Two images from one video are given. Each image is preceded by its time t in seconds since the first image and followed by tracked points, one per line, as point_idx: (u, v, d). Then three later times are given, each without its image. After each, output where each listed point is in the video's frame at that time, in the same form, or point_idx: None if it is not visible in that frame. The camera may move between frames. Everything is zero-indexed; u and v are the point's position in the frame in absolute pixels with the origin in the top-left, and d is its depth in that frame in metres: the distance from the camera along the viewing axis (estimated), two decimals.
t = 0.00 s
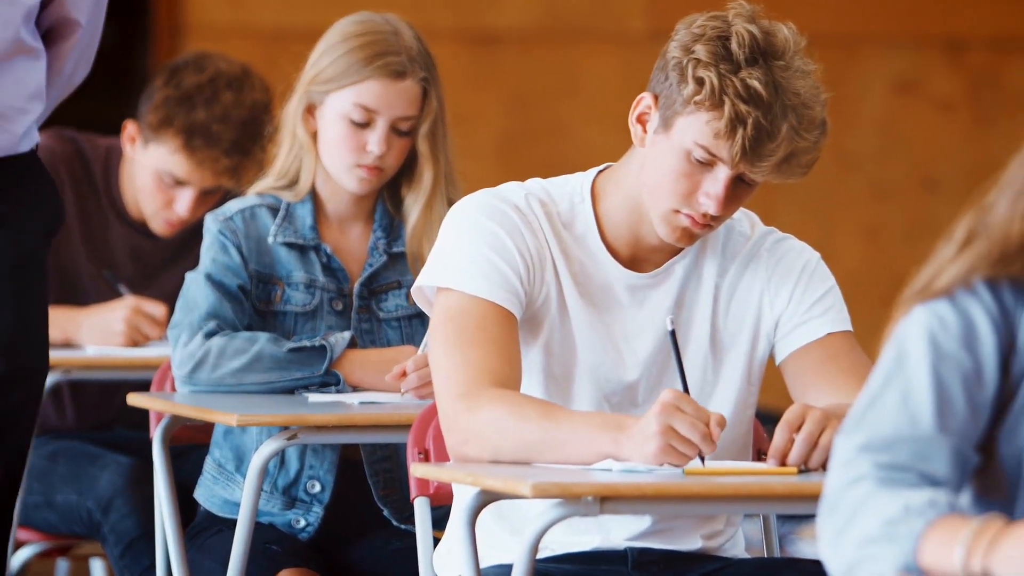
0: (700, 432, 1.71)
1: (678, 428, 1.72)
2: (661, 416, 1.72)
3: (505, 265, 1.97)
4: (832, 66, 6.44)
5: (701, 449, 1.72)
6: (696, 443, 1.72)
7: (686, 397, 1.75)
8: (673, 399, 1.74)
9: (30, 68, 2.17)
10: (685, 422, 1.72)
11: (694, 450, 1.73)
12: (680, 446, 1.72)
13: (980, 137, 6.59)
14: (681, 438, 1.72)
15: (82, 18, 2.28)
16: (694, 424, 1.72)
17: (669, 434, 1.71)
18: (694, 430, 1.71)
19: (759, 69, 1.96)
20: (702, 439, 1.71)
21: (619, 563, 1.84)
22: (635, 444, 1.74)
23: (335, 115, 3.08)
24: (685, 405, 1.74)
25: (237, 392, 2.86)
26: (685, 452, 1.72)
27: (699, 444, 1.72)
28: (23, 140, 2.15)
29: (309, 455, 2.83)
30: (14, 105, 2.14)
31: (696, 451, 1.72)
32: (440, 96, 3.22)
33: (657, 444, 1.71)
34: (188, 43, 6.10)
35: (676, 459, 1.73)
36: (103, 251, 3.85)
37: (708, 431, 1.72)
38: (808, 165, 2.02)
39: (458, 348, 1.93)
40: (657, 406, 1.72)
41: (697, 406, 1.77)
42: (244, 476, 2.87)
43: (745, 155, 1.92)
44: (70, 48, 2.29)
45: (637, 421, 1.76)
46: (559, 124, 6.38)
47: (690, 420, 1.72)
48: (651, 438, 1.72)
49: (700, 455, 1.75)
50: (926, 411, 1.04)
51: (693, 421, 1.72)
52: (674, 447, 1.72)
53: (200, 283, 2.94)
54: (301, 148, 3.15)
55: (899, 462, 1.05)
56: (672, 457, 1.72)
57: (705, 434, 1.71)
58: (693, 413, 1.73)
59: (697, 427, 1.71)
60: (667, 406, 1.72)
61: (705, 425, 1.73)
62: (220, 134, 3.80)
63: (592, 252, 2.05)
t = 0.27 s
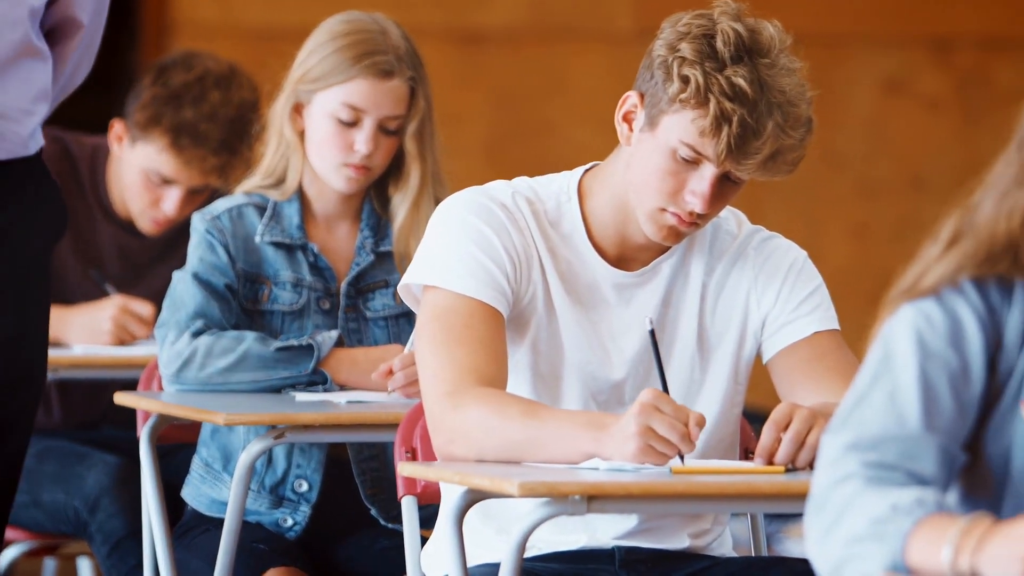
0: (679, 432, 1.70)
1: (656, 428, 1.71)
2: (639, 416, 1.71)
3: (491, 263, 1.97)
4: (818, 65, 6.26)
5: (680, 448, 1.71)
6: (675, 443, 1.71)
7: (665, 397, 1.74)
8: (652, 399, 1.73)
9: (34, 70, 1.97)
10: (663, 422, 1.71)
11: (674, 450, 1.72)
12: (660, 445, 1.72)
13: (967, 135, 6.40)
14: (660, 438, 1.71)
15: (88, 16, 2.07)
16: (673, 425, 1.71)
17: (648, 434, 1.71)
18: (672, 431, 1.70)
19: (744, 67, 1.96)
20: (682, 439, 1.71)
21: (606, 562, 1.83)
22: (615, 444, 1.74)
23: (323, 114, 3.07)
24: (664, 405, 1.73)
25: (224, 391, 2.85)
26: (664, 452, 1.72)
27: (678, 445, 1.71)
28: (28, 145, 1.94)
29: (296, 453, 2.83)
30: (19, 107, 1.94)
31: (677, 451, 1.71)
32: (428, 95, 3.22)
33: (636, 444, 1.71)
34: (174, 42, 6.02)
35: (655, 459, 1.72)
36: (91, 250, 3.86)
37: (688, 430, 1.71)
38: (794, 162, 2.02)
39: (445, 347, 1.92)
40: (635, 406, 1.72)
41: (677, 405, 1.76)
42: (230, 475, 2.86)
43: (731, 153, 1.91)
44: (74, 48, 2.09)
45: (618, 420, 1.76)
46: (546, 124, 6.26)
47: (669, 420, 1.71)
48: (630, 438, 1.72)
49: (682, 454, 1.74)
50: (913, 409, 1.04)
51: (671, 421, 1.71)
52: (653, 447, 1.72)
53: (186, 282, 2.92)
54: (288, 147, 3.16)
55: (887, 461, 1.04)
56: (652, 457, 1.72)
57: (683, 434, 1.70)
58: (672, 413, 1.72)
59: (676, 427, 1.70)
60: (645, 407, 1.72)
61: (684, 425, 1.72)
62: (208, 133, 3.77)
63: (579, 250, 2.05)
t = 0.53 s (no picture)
0: (659, 433, 1.70)
1: (636, 428, 1.70)
2: (619, 417, 1.71)
3: (480, 262, 1.96)
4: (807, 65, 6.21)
5: (660, 449, 1.71)
6: (655, 443, 1.71)
7: (645, 397, 1.72)
8: (632, 399, 1.72)
9: (39, 73, 1.93)
10: (643, 423, 1.70)
11: (653, 449, 1.72)
12: (640, 446, 1.71)
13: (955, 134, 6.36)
14: (641, 438, 1.71)
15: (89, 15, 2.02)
16: (652, 425, 1.70)
17: (628, 434, 1.71)
18: (651, 431, 1.70)
19: (731, 66, 1.96)
20: (661, 439, 1.70)
21: (595, 561, 1.83)
22: (597, 444, 1.74)
23: (311, 113, 3.07)
24: (644, 405, 1.72)
25: (212, 391, 2.84)
26: (643, 452, 1.71)
27: (657, 444, 1.70)
28: (31, 148, 1.91)
29: (285, 453, 2.83)
30: (23, 110, 1.90)
31: (656, 450, 1.71)
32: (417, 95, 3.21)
33: (616, 445, 1.71)
34: (162, 41, 6.00)
35: (635, 459, 1.72)
36: (79, 250, 3.84)
37: (667, 430, 1.71)
38: (782, 161, 2.02)
39: (434, 345, 1.92)
40: (615, 407, 1.71)
41: (657, 405, 1.75)
42: (219, 475, 2.85)
43: (718, 152, 1.92)
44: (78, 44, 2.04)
45: (600, 420, 1.76)
46: (536, 124, 6.16)
47: (649, 421, 1.70)
48: (610, 439, 1.72)
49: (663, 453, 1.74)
50: (901, 408, 1.04)
51: (651, 422, 1.70)
52: (632, 447, 1.71)
53: (175, 281, 2.92)
54: (276, 146, 3.15)
55: (875, 460, 1.05)
56: (633, 457, 1.72)
57: (662, 435, 1.70)
58: (652, 413, 1.71)
59: (655, 428, 1.70)
60: (625, 407, 1.71)
61: (663, 426, 1.71)
62: (194, 133, 3.77)
63: (568, 249, 2.04)
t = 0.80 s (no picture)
0: (648, 431, 1.70)
1: (626, 428, 1.70)
2: (608, 416, 1.71)
3: (470, 261, 1.96)
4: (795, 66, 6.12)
5: (649, 448, 1.70)
6: (644, 442, 1.71)
7: (634, 397, 1.73)
8: (621, 399, 1.72)
9: (43, 78, 1.93)
10: (632, 422, 1.70)
11: (643, 449, 1.71)
12: (629, 445, 1.71)
13: (946, 135, 6.26)
14: (630, 438, 1.71)
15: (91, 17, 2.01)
16: (641, 424, 1.70)
17: (617, 433, 1.71)
18: (640, 431, 1.70)
19: (721, 63, 1.97)
20: (650, 438, 1.70)
21: (584, 560, 1.83)
22: (586, 444, 1.74)
23: (300, 113, 3.07)
24: (633, 405, 1.72)
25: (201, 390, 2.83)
26: (633, 451, 1.71)
27: (647, 444, 1.70)
28: (35, 152, 1.90)
29: (274, 452, 2.83)
30: (26, 114, 1.89)
31: (646, 450, 1.71)
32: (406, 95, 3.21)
33: (605, 444, 1.71)
34: (152, 41, 5.98)
35: (625, 458, 1.72)
36: (69, 250, 3.83)
37: (657, 429, 1.71)
38: (772, 159, 2.03)
39: (424, 344, 1.92)
40: (604, 406, 1.71)
41: (647, 405, 1.75)
42: (209, 474, 2.85)
43: (707, 149, 1.92)
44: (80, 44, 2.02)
45: (590, 418, 1.76)
46: (525, 124, 6.09)
47: (637, 420, 1.70)
48: (599, 438, 1.72)
49: (653, 453, 1.73)
50: (891, 407, 1.04)
51: (640, 421, 1.70)
52: (622, 447, 1.71)
53: (164, 281, 2.91)
54: (265, 146, 3.15)
55: (865, 459, 1.05)
56: (622, 457, 1.72)
57: (652, 434, 1.70)
58: (641, 412, 1.71)
59: (644, 427, 1.70)
60: (614, 406, 1.71)
61: (652, 425, 1.71)
62: (183, 131, 3.78)
63: (558, 248, 2.04)
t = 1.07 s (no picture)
0: (647, 428, 1.70)
1: (624, 426, 1.71)
2: (606, 414, 1.71)
3: (457, 260, 1.96)
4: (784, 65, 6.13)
5: (648, 445, 1.71)
6: (643, 440, 1.71)
7: (631, 394, 1.73)
8: (618, 396, 1.73)
9: (47, 82, 1.87)
10: (630, 420, 1.71)
11: (641, 447, 1.72)
12: (627, 443, 1.71)
13: (935, 135, 6.26)
14: (628, 436, 1.71)
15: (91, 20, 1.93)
16: (640, 421, 1.71)
17: (615, 431, 1.71)
18: (639, 428, 1.70)
19: (706, 60, 1.98)
20: (649, 435, 1.70)
21: (572, 559, 1.83)
22: (584, 443, 1.73)
23: (288, 112, 3.07)
24: (631, 402, 1.72)
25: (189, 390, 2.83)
26: (632, 449, 1.71)
27: (645, 441, 1.71)
28: (41, 159, 1.85)
29: (262, 452, 2.83)
30: (32, 119, 1.84)
31: (644, 447, 1.71)
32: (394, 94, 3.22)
33: (604, 442, 1.71)
34: (139, 40, 5.94)
35: (624, 456, 1.72)
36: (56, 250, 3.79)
37: (654, 426, 1.71)
38: (758, 156, 2.04)
39: (413, 343, 1.92)
40: (601, 404, 1.72)
41: (644, 402, 1.75)
42: (197, 473, 2.85)
43: (694, 146, 1.93)
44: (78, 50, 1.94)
45: (584, 417, 1.76)
46: (514, 124, 6.06)
47: (636, 417, 1.71)
48: (597, 437, 1.72)
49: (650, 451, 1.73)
50: (879, 407, 1.05)
51: (638, 418, 1.70)
52: (621, 445, 1.71)
53: (152, 280, 2.90)
54: (253, 145, 3.15)
55: (853, 458, 1.05)
56: (620, 455, 1.72)
57: (650, 431, 1.70)
58: (639, 409, 1.72)
59: (643, 424, 1.70)
60: (612, 404, 1.71)
61: (651, 422, 1.72)
62: (168, 131, 3.84)
63: (546, 248, 2.04)
